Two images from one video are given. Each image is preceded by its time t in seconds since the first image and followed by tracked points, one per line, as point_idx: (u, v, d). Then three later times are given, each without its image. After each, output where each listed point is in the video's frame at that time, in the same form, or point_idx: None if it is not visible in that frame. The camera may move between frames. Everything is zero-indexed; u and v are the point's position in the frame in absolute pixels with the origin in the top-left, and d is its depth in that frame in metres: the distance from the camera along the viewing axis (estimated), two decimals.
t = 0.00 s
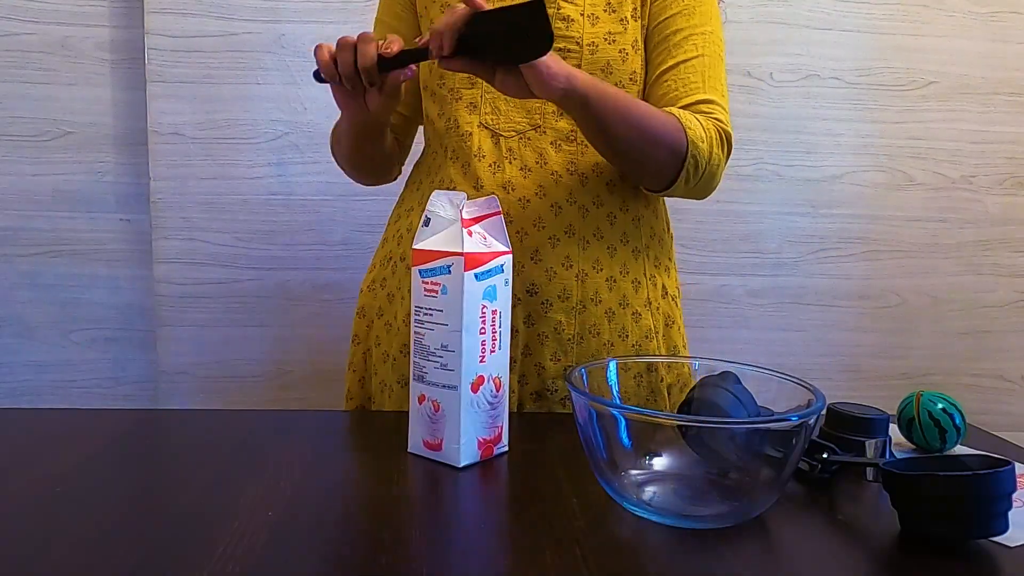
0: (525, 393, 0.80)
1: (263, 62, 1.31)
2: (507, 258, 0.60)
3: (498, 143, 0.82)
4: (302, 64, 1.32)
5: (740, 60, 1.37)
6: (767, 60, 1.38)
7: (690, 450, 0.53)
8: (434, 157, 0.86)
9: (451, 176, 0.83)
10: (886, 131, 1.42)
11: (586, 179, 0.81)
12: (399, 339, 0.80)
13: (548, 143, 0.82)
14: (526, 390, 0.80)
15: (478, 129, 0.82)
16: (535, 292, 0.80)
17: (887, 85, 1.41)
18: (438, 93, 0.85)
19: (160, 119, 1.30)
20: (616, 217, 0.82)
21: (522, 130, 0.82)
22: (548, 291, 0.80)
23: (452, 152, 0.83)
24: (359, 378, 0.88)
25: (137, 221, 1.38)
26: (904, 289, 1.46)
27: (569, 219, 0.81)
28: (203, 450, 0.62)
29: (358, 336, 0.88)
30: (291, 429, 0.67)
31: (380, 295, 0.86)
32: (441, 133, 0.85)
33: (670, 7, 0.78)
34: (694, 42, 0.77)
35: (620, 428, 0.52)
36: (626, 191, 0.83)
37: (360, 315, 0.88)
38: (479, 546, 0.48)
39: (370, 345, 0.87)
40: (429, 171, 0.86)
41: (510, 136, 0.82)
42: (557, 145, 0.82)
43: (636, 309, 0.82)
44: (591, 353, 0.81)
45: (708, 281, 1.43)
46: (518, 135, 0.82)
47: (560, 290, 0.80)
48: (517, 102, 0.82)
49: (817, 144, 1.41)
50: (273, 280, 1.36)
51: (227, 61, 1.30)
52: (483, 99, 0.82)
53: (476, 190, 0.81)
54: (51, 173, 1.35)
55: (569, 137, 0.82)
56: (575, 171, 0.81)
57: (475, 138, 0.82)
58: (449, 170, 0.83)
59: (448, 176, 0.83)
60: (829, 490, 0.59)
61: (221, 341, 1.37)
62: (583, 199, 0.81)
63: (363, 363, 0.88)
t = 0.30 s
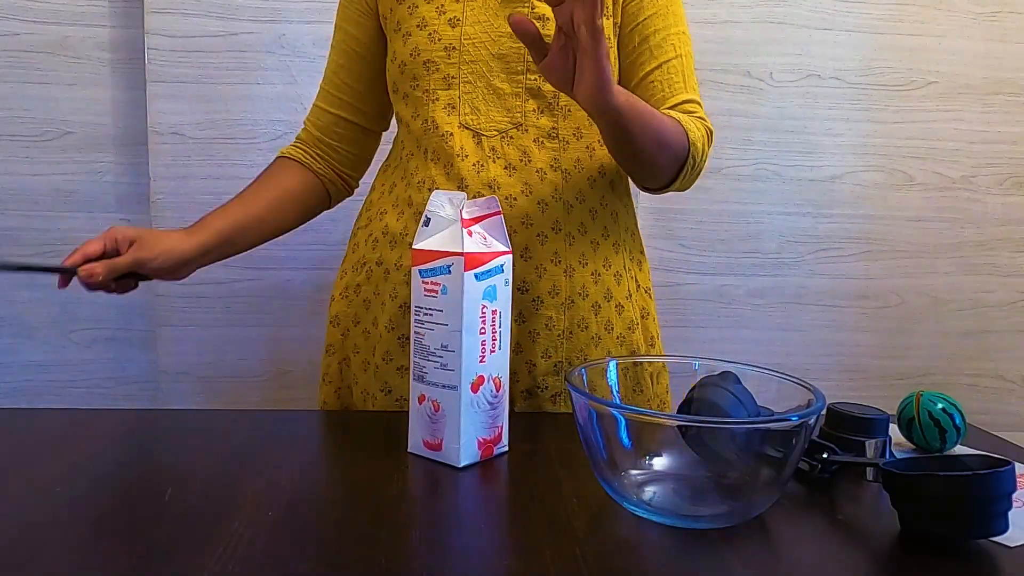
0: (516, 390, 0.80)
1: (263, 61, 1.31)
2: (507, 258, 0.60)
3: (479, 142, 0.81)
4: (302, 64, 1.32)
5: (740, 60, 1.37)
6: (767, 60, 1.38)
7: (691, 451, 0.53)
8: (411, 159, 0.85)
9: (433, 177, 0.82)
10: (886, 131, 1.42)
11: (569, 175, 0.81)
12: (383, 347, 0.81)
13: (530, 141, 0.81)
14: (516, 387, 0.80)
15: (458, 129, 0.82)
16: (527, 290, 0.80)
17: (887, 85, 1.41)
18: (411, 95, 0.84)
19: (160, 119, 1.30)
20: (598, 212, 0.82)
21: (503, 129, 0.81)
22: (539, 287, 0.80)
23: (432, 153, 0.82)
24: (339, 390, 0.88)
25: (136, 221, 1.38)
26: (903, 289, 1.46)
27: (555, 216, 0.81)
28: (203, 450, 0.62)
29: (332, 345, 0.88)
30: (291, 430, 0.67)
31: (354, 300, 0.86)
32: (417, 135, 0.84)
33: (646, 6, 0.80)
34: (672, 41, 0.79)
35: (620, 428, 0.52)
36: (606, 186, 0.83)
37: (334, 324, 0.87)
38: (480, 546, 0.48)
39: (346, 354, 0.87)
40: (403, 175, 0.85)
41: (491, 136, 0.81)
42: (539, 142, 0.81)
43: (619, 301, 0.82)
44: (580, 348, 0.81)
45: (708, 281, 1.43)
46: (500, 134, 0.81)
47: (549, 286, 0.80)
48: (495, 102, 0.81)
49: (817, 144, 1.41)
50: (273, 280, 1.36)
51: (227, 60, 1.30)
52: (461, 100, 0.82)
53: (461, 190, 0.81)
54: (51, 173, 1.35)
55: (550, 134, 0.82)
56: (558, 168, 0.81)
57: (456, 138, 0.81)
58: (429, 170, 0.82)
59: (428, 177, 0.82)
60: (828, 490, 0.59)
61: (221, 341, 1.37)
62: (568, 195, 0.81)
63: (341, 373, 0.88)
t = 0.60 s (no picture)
0: (514, 389, 0.81)
1: (263, 61, 1.31)
2: (507, 258, 0.60)
3: (470, 142, 0.81)
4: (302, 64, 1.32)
5: (740, 60, 1.37)
6: (767, 60, 1.38)
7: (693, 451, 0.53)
8: (392, 161, 0.82)
9: (423, 179, 0.80)
10: (887, 131, 1.42)
11: (556, 172, 0.83)
12: (376, 355, 0.80)
13: (519, 139, 0.82)
14: (515, 386, 0.81)
15: (447, 130, 0.81)
16: (525, 288, 0.81)
17: (887, 85, 1.41)
18: (388, 96, 0.82)
19: (160, 119, 1.30)
20: (581, 207, 0.85)
21: (492, 128, 0.81)
22: (536, 284, 0.81)
23: (420, 154, 0.80)
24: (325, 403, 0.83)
25: (136, 221, 1.38)
26: (904, 289, 1.46)
27: (547, 212, 0.82)
28: (202, 451, 0.62)
29: (312, 357, 0.83)
30: (290, 430, 0.67)
31: (336, 310, 0.83)
32: (399, 136, 0.81)
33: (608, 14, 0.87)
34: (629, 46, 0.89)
35: (620, 428, 0.52)
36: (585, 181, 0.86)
37: (314, 336, 0.83)
38: (480, 546, 0.48)
39: (330, 366, 0.83)
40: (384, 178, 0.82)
41: (481, 135, 0.81)
42: (529, 140, 0.82)
43: (602, 291, 0.87)
44: (573, 341, 0.83)
45: (708, 281, 1.43)
46: (490, 133, 0.81)
47: (545, 282, 0.82)
48: (482, 101, 0.81)
49: (817, 144, 1.41)
50: (273, 280, 1.36)
51: (227, 60, 1.30)
52: (446, 100, 0.81)
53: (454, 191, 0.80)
54: (51, 173, 1.35)
55: (538, 131, 0.82)
56: (547, 165, 0.83)
57: (446, 138, 0.80)
58: (418, 172, 0.80)
59: (418, 180, 0.80)
60: (828, 490, 0.59)
61: (222, 341, 1.37)
62: (555, 191, 0.83)
63: (323, 390, 0.83)
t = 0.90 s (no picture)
0: (524, 389, 0.82)
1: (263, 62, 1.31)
2: (507, 258, 0.60)
3: (475, 142, 0.82)
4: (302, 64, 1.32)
5: (740, 60, 1.37)
6: (767, 60, 1.38)
7: (693, 452, 0.53)
8: (392, 160, 0.81)
9: (428, 179, 0.80)
10: (887, 131, 1.42)
11: (554, 172, 0.86)
12: (383, 360, 0.80)
13: (522, 139, 0.84)
14: (525, 386, 0.82)
15: (451, 129, 0.81)
16: (534, 287, 0.82)
17: (887, 85, 1.41)
18: (389, 92, 0.81)
19: (160, 119, 1.30)
20: (573, 207, 0.89)
21: (496, 128, 0.83)
22: (544, 284, 0.83)
23: (423, 154, 0.81)
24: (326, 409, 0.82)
25: (136, 221, 1.38)
26: (904, 289, 1.46)
27: (550, 212, 0.84)
28: (201, 451, 0.62)
29: (313, 366, 0.81)
30: (290, 430, 0.67)
31: (337, 317, 0.81)
32: (399, 135, 0.81)
33: (594, 19, 0.91)
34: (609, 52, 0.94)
35: (621, 428, 0.52)
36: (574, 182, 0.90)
37: (315, 346, 0.81)
38: (481, 547, 0.48)
39: (332, 374, 0.81)
40: (384, 178, 0.82)
41: (485, 135, 0.82)
42: (530, 141, 0.84)
43: (599, 288, 0.90)
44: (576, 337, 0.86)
45: (708, 281, 1.43)
46: (494, 133, 0.83)
47: (551, 281, 0.84)
48: (485, 101, 0.82)
49: (816, 145, 1.41)
50: (273, 280, 1.36)
51: (227, 60, 1.30)
52: (450, 98, 0.81)
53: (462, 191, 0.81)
54: (51, 173, 1.35)
55: (538, 132, 0.85)
56: (546, 165, 0.85)
57: (451, 138, 0.81)
58: (423, 172, 0.80)
59: (422, 180, 0.80)
60: (828, 490, 0.59)
61: (222, 341, 1.37)
62: (554, 191, 0.86)
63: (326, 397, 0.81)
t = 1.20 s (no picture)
0: (528, 390, 0.81)
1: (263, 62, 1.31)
2: (507, 257, 0.60)
3: (483, 142, 0.81)
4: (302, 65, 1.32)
5: (740, 60, 1.37)
6: (767, 60, 1.38)
7: (694, 452, 0.53)
8: (399, 158, 0.81)
9: (434, 179, 0.80)
10: (887, 131, 1.42)
11: (566, 175, 0.84)
12: (387, 358, 0.79)
13: (533, 140, 0.82)
14: (528, 387, 0.81)
15: (460, 129, 0.80)
16: (540, 291, 0.81)
17: (887, 85, 1.41)
18: (401, 90, 0.80)
19: (160, 119, 1.30)
20: (588, 212, 0.86)
21: (506, 128, 0.81)
22: (551, 288, 0.81)
23: (430, 153, 0.80)
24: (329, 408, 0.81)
25: (136, 221, 1.38)
26: (904, 289, 1.46)
27: (560, 216, 0.82)
28: (202, 451, 0.62)
29: (322, 363, 0.81)
30: (290, 430, 0.67)
31: (347, 315, 0.81)
32: (408, 133, 0.80)
33: (622, 18, 0.88)
34: (643, 55, 0.90)
35: (620, 428, 0.52)
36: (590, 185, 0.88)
37: (323, 339, 0.81)
38: (481, 546, 0.48)
39: (339, 371, 0.81)
40: (392, 175, 0.81)
41: (495, 135, 0.81)
42: (542, 142, 0.82)
43: (616, 296, 0.87)
44: (589, 345, 0.83)
45: (708, 281, 1.43)
46: (504, 134, 0.81)
47: (559, 287, 0.81)
48: (497, 101, 0.81)
49: (817, 144, 1.41)
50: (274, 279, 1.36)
51: (227, 60, 1.30)
52: (461, 97, 0.80)
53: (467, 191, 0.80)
54: (51, 172, 1.35)
55: (550, 134, 0.83)
56: (558, 168, 0.83)
57: (459, 138, 0.80)
58: (428, 171, 0.80)
59: (429, 179, 0.80)
60: (828, 490, 0.59)
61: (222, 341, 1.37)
62: (566, 195, 0.83)
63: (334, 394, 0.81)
